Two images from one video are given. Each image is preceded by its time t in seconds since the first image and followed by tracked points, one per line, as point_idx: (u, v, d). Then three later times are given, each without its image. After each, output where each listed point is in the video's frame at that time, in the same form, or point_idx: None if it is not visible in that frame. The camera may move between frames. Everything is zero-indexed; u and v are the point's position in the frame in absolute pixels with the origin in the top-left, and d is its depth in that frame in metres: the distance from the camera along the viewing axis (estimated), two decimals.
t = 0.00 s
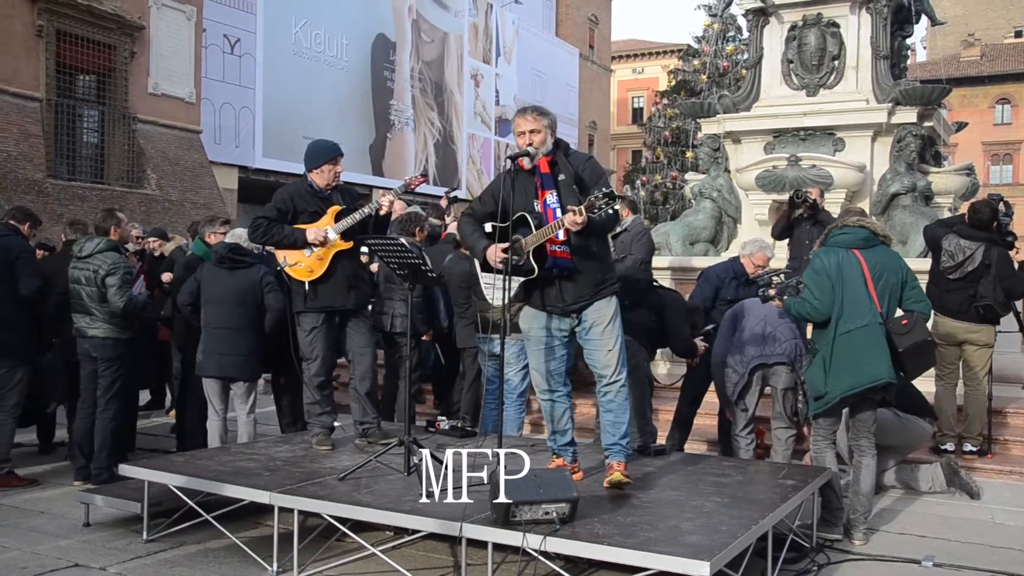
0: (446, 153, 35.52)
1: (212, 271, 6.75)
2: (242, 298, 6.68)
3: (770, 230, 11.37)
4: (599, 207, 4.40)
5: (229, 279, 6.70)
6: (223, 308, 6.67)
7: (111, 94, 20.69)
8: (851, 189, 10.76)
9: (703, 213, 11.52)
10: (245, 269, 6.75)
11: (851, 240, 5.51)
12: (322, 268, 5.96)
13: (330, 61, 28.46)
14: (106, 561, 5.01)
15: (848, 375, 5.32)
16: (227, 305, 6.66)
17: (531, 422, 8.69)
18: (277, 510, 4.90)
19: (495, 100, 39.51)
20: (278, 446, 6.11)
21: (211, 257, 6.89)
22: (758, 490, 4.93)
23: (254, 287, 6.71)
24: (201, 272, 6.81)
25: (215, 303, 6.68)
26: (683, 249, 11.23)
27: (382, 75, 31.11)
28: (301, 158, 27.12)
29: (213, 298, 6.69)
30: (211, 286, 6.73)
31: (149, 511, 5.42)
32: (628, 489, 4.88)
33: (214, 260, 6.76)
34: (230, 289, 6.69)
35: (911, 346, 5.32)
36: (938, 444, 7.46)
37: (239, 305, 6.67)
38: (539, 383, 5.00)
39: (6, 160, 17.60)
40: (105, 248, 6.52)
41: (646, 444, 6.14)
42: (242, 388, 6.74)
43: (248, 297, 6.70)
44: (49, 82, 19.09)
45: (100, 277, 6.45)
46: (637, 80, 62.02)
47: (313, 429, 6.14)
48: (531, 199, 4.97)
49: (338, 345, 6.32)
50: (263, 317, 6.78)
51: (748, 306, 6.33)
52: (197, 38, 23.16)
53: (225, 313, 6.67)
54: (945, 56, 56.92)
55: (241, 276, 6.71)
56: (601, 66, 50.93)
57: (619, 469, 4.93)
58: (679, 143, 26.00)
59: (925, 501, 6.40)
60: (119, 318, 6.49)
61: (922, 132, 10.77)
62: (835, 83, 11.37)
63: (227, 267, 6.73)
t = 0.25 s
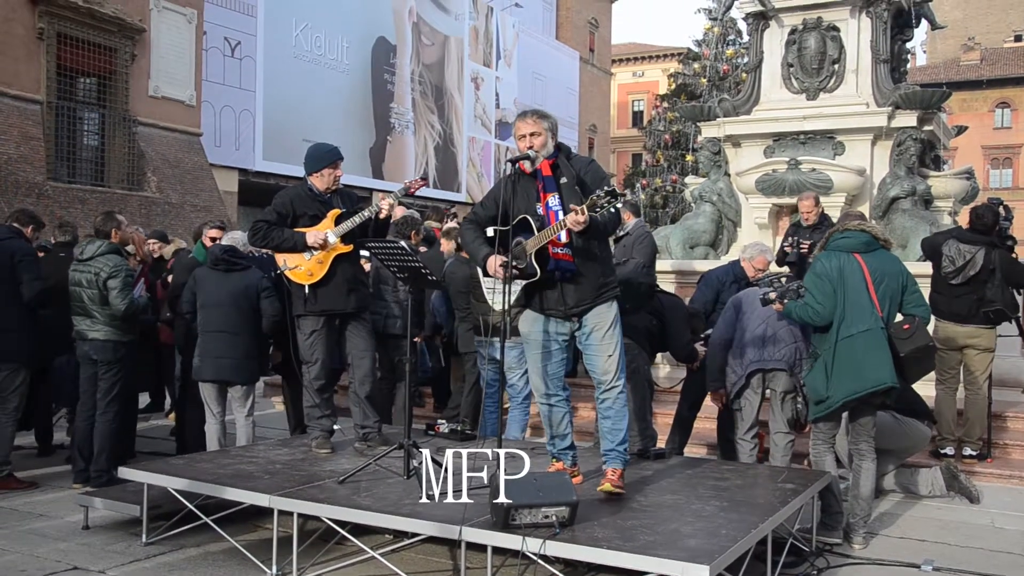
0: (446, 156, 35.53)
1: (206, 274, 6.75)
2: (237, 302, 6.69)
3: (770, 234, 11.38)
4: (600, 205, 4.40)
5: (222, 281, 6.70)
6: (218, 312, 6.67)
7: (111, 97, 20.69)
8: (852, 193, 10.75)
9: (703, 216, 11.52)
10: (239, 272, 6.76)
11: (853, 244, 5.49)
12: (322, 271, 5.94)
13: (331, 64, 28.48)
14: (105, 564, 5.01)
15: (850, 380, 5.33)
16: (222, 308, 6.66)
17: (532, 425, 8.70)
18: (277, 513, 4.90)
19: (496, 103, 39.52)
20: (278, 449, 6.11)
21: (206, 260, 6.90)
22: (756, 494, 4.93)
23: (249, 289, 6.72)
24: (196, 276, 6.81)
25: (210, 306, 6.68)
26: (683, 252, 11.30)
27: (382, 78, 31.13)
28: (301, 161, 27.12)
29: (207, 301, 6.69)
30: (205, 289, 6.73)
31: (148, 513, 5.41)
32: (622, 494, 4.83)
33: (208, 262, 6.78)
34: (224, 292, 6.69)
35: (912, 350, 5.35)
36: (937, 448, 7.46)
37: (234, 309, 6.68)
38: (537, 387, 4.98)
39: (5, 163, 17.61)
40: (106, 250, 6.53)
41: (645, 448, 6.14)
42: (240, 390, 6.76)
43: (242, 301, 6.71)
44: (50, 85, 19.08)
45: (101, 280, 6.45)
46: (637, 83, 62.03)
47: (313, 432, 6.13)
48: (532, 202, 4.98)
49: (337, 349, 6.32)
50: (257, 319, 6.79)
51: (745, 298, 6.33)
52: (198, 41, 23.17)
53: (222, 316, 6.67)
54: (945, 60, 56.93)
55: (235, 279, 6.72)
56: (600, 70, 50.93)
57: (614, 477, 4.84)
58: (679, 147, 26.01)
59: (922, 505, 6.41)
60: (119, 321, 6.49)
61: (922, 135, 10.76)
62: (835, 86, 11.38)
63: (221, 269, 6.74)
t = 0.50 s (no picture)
0: (444, 157, 35.53)
1: (198, 276, 6.74)
2: (234, 302, 6.70)
3: (768, 235, 11.40)
4: (586, 211, 4.35)
5: (216, 282, 6.70)
6: (215, 313, 6.67)
7: (110, 98, 20.67)
8: (852, 194, 10.76)
9: (701, 217, 11.52)
10: (231, 272, 6.77)
11: (853, 245, 5.50)
12: (320, 272, 5.94)
13: (329, 65, 28.49)
14: (103, 565, 5.01)
15: (851, 381, 5.33)
16: (217, 310, 6.66)
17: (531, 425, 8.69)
18: (276, 514, 4.90)
19: (494, 104, 39.53)
20: (276, 450, 6.11)
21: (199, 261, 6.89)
22: (755, 495, 4.93)
23: (244, 289, 6.74)
24: (188, 278, 6.80)
25: (205, 308, 6.67)
26: (682, 254, 11.28)
27: (381, 79, 31.14)
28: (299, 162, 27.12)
29: (202, 303, 6.68)
30: (197, 291, 6.72)
31: (147, 514, 5.41)
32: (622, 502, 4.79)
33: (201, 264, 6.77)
34: (219, 293, 6.69)
35: (912, 352, 5.35)
36: (936, 449, 7.44)
37: (230, 310, 6.68)
38: (537, 389, 4.98)
39: (4, 163, 17.60)
40: (104, 251, 6.53)
41: (644, 449, 6.14)
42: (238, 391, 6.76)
43: (238, 302, 6.72)
44: (49, 85, 19.07)
45: (100, 280, 6.45)
46: (636, 84, 62.06)
47: (312, 433, 6.14)
48: (531, 203, 4.99)
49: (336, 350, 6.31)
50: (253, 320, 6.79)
51: (743, 296, 6.32)
52: (196, 42, 23.17)
53: (219, 318, 6.67)
54: (943, 61, 57.00)
55: (229, 279, 6.72)
56: (599, 71, 50.95)
57: (613, 484, 4.80)
58: (677, 148, 26.03)
59: (920, 507, 6.40)
60: (118, 321, 6.48)
61: (920, 137, 10.75)
62: (834, 87, 11.39)
63: (215, 270, 6.75)
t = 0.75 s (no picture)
0: (444, 158, 35.53)
1: (196, 279, 6.74)
2: (234, 305, 6.71)
3: (767, 237, 11.38)
4: (569, 215, 4.40)
5: (216, 285, 6.71)
6: (214, 316, 6.66)
7: (109, 99, 20.66)
8: (851, 195, 10.76)
9: (700, 218, 11.52)
10: (231, 276, 6.79)
11: (853, 247, 5.50)
12: (319, 274, 5.94)
13: (328, 67, 28.49)
14: (102, 566, 5.00)
15: (851, 383, 5.33)
16: (217, 313, 6.66)
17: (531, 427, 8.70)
18: (275, 516, 4.90)
19: (494, 106, 39.54)
20: (275, 451, 6.11)
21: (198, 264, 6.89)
22: (754, 497, 4.93)
23: (244, 292, 6.78)
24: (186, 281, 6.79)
25: (204, 312, 6.67)
26: (681, 255, 11.32)
27: (380, 81, 31.15)
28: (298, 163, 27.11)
29: (202, 307, 6.68)
30: (196, 295, 6.71)
31: (146, 516, 5.41)
32: (622, 503, 4.80)
33: (201, 267, 6.76)
34: (218, 296, 6.70)
35: (911, 353, 5.35)
36: (934, 451, 7.44)
37: (230, 313, 6.70)
38: (537, 391, 4.99)
39: (3, 165, 17.60)
40: (102, 252, 6.52)
41: (643, 451, 6.15)
42: (238, 393, 6.76)
43: (239, 305, 6.74)
44: (48, 87, 19.06)
45: (98, 282, 6.44)
46: (635, 86, 62.08)
47: (310, 435, 6.14)
48: (532, 205, 5.00)
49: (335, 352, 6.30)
50: (253, 323, 6.82)
51: (744, 299, 6.33)
52: (195, 43, 23.16)
53: (219, 321, 6.66)
54: (942, 63, 57.00)
55: (229, 283, 6.74)
56: (597, 73, 50.96)
57: (612, 486, 4.81)
58: (676, 149, 26.03)
59: (920, 509, 6.40)
60: (116, 322, 6.48)
61: (919, 138, 10.71)
62: (833, 89, 11.40)
63: (215, 273, 6.75)
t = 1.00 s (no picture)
0: (443, 160, 35.53)
1: (204, 281, 6.74)
2: (240, 309, 6.73)
3: (767, 237, 11.36)
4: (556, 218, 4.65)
5: (225, 290, 6.72)
6: (218, 320, 6.67)
7: (108, 101, 20.66)
8: (850, 196, 10.76)
9: (700, 219, 11.53)
10: (241, 281, 6.81)
11: (854, 247, 5.50)
12: (319, 275, 5.94)
13: (328, 68, 28.51)
14: (101, 569, 5.00)
15: (851, 384, 5.33)
16: (224, 317, 6.68)
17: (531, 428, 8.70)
18: (275, 518, 4.90)
19: (493, 107, 39.55)
20: (275, 453, 6.11)
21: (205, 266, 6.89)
22: (754, 498, 4.93)
23: (252, 297, 6.82)
24: (193, 283, 6.79)
25: (210, 315, 6.67)
26: (680, 256, 11.33)
27: (379, 82, 31.17)
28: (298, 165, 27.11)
29: (208, 309, 6.68)
30: (204, 298, 6.71)
31: (145, 518, 5.40)
32: (621, 504, 4.79)
33: (211, 270, 6.77)
34: (225, 301, 6.71)
35: (911, 355, 5.36)
36: (934, 452, 7.44)
37: (236, 317, 6.72)
38: (538, 392, 4.99)
39: (3, 167, 17.60)
40: (101, 254, 6.52)
41: (643, 451, 6.15)
42: (239, 395, 6.77)
43: (244, 309, 6.76)
44: (47, 89, 19.06)
45: (97, 284, 6.44)
46: (634, 87, 62.14)
47: (310, 436, 6.14)
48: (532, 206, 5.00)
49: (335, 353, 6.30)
50: (258, 327, 6.85)
51: (745, 299, 6.32)
52: (194, 45, 23.17)
53: (222, 324, 6.67)
54: (941, 64, 57.05)
55: (238, 289, 6.77)
56: (596, 74, 50.98)
57: (612, 488, 4.80)
58: (676, 150, 26.04)
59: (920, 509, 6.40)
60: (114, 324, 6.48)
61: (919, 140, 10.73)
62: (832, 90, 11.40)
63: (225, 278, 6.76)
